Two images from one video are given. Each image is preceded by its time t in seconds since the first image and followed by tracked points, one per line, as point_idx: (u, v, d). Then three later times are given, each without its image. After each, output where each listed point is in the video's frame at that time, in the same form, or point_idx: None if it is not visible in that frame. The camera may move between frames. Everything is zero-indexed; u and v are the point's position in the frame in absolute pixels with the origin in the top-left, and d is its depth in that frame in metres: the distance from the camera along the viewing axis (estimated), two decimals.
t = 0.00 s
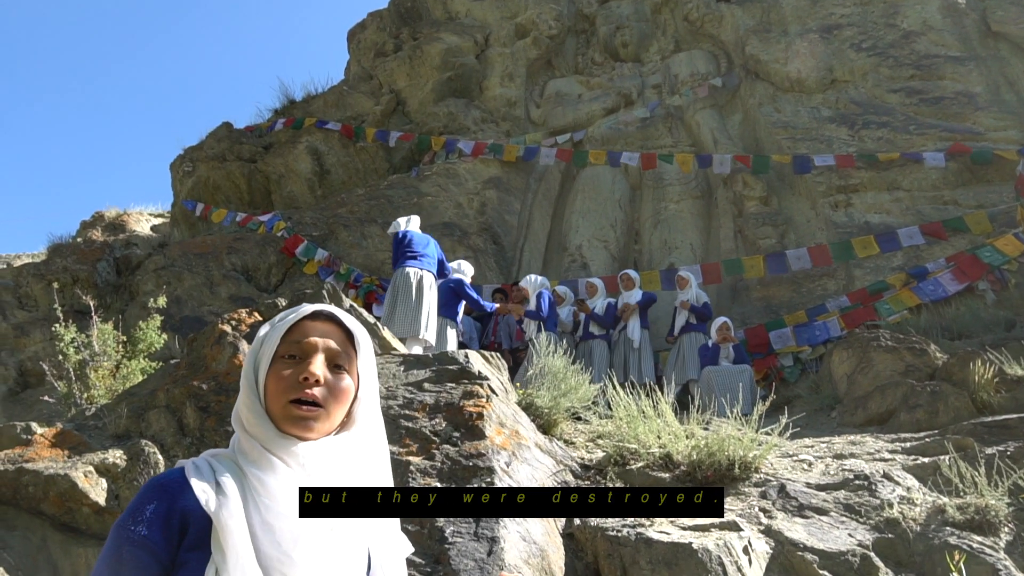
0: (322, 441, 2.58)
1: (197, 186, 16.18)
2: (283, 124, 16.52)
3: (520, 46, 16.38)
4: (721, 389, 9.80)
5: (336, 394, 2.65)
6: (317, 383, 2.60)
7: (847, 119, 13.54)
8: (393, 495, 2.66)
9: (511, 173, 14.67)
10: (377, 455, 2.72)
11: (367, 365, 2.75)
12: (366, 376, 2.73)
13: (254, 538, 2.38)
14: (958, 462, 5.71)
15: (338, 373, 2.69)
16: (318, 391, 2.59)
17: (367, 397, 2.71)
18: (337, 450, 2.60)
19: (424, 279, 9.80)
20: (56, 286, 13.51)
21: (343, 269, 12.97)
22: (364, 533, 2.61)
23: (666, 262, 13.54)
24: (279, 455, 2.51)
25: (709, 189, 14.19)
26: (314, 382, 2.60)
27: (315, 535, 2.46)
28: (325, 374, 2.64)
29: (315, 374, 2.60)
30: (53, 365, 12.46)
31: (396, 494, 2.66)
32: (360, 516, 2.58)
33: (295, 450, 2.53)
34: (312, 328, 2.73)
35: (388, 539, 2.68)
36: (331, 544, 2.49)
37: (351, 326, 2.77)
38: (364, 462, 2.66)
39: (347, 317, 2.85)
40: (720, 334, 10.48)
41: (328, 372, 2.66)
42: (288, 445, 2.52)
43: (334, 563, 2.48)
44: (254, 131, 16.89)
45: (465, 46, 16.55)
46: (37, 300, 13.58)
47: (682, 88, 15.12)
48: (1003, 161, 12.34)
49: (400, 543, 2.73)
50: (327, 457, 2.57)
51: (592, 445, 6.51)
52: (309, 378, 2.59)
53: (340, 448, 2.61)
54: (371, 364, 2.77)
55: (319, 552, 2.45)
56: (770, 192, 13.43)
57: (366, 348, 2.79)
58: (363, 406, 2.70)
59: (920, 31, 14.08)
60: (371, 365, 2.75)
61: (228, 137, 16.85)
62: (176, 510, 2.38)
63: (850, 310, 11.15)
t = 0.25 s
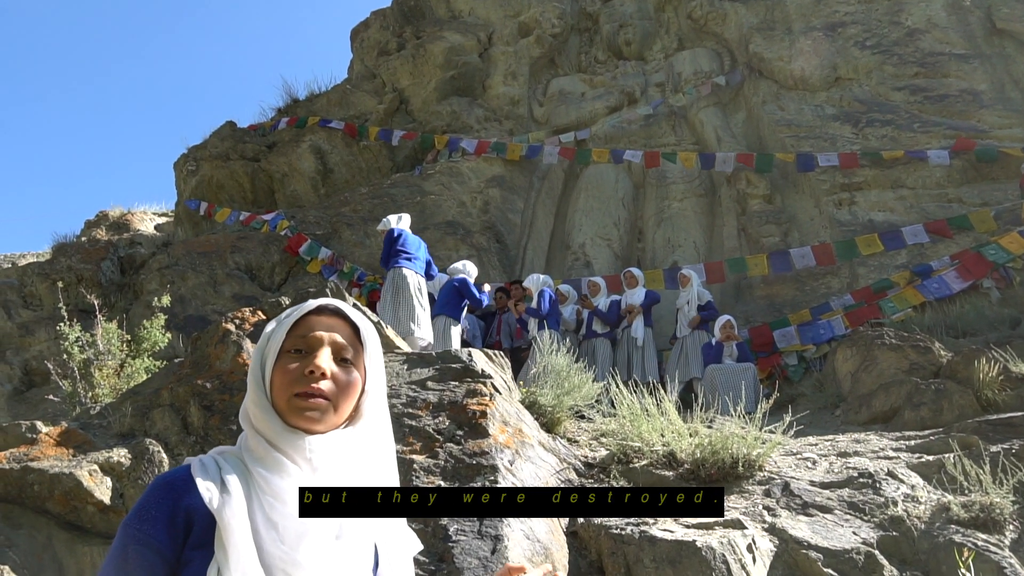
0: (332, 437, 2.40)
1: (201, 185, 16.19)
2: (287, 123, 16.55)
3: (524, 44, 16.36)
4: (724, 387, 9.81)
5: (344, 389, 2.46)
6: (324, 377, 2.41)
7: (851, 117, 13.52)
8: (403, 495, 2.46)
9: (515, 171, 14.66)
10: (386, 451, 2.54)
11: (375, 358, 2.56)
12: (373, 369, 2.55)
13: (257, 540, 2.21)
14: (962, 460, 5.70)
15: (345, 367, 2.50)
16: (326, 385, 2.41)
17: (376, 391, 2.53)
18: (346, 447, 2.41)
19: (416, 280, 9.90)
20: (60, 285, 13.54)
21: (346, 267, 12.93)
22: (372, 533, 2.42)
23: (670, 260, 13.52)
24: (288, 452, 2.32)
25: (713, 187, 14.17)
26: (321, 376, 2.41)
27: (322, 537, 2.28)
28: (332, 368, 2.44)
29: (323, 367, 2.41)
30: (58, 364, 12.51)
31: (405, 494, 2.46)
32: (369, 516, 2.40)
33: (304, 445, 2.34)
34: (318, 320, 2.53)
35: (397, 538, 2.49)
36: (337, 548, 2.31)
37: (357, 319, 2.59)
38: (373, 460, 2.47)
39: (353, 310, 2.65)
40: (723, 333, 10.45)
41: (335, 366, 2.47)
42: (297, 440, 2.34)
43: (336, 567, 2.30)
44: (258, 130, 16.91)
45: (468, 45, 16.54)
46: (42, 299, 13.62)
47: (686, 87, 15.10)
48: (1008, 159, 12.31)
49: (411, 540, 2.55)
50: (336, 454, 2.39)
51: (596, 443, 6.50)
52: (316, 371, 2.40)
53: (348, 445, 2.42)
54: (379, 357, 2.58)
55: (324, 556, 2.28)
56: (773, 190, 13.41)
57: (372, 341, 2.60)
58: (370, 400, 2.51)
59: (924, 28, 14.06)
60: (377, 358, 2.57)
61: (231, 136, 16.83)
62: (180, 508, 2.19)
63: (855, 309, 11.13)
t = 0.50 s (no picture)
0: (346, 438, 2.29)
1: (202, 184, 16.20)
2: (287, 122, 16.56)
3: (524, 43, 16.36)
4: (725, 385, 9.82)
5: (360, 390, 2.33)
6: (339, 378, 2.29)
7: (851, 115, 13.50)
8: (416, 495, 2.32)
9: (515, 170, 14.65)
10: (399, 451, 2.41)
11: (393, 357, 2.43)
12: (390, 367, 2.41)
13: (269, 538, 2.12)
14: (964, 458, 5.70)
15: (362, 366, 2.37)
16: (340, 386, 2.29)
17: (393, 391, 2.39)
18: (361, 448, 2.30)
19: (401, 279, 10.07)
20: (61, 284, 13.54)
21: (347, 266, 12.90)
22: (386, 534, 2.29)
23: (671, 258, 13.51)
24: (303, 452, 2.23)
25: (713, 185, 14.16)
26: (336, 376, 2.29)
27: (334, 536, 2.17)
28: (347, 367, 2.32)
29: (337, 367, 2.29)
30: (59, 364, 12.53)
31: (418, 494, 2.33)
32: (386, 516, 2.27)
33: (318, 447, 2.24)
34: (334, 317, 2.40)
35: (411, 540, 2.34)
36: (349, 550, 2.19)
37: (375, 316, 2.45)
38: (388, 459, 2.35)
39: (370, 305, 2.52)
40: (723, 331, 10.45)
41: (351, 366, 2.34)
42: (311, 441, 2.23)
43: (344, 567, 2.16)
44: (258, 129, 16.91)
45: (469, 43, 16.53)
46: (43, 299, 13.63)
47: (686, 85, 15.08)
48: (1009, 156, 12.29)
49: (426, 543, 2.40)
50: (350, 456, 2.28)
51: (597, 441, 6.50)
52: (330, 372, 2.28)
53: (363, 444, 2.31)
54: (396, 356, 2.44)
55: (337, 555, 2.16)
56: (774, 188, 13.40)
57: (390, 338, 2.46)
58: (387, 398, 2.38)
59: (924, 26, 14.05)
60: (395, 356, 2.43)
61: (232, 135, 16.84)
62: (194, 501, 2.08)
63: (856, 307, 11.12)
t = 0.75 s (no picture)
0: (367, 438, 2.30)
1: (202, 184, 16.19)
2: (287, 121, 16.54)
3: (524, 42, 16.35)
4: (725, 384, 9.82)
5: (382, 390, 2.33)
6: (361, 379, 2.29)
7: (851, 113, 13.50)
8: (422, 495, 2.33)
9: (515, 169, 14.64)
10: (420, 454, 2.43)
11: (414, 357, 2.43)
12: (410, 368, 2.41)
13: (286, 534, 2.11)
14: (963, 456, 5.70)
15: (382, 367, 2.37)
16: (362, 387, 2.29)
17: (415, 391, 2.40)
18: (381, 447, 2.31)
19: (387, 285, 10.29)
20: (61, 284, 13.54)
21: (346, 266, 12.93)
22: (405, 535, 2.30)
23: (671, 257, 13.51)
24: (323, 450, 2.23)
25: (713, 184, 14.16)
26: (358, 377, 2.29)
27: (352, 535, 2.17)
28: (369, 368, 2.32)
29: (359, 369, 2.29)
30: (58, 363, 12.54)
31: (424, 494, 2.33)
32: (387, 516, 2.25)
33: (339, 448, 2.24)
34: (355, 317, 2.40)
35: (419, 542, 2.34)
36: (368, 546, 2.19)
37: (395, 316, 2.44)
38: (406, 460, 2.36)
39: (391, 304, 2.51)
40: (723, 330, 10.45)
41: (372, 366, 2.34)
42: (331, 442, 2.24)
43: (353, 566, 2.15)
44: (258, 129, 16.91)
45: (469, 43, 16.51)
46: (43, 299, 13.62)
47: (686, 84, 15.07)
48: (1009, 155, 12.28)
49: (436, 545, 2.39)
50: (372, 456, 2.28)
51: (596, 440, 6.51)
52: (352, 373, 2.28)
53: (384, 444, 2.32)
54: (417, 355, 2.44)
55: (355, 553, 2.16)
56: (774, 187, 13.39)
57: (410, 338, 2.46)
58: (407, 399, 2.38)
59: (924, 25, 14.05)
60: (415, 356, 2.43)
61: (232, 135, 16.84)
62: (214, 498, 2.09)
63: (856, 305, 11.12)
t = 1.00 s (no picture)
0: (386, 430, 2.38)
1: (199, 183, 16.17)
2: (285, 120, 16.52)
3: (521, 41, 16.36)
4: (723, 383, 9.82)
5: (399, 381, 2.43)
6: (378, 367, 2.40)
7: (849, 113, 13.51)
8: (422, 495, 2.35)
9: (512, 168, 14.64)
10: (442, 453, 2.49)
11: (430, 352, 2.54)
12: (427, 362, 2.51)
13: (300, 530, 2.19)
14: (961, 455, 5.71)
15: (399, 359, 2.48)
16: (379, 375, 2.39)
17: (432, 385, 2.49)
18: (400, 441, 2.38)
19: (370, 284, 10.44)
20: (58, 283, 13.52)
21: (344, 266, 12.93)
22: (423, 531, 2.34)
23: (668, 256, 13.52)
24: (341, 440, 2.32)
25: (711, 184, 14.17)
26: (375, 366, 2.40)
27: (365, 530, 2.24)
28: (385, 358, 2.43)
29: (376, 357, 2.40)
30: (55, 363, 12.52)
31: (424, 494, 2.35)
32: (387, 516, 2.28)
33: (357, 438, 2.33)
34: (372, 314, 2.53)
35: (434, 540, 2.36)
36: (384, 545, 2.25)
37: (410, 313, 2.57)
38: (423, 462, 2.41)
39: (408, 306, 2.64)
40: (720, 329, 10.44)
41: (389, 357, 2.45)
42: (349, 432, 2.32)
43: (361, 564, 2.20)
44: (255, 128, 16.88)
45: (466, 42, 16.51)
46: (40, 298, 13.60)
47: (683, 83, 15.07)
48: (1006, 154, 12.30)
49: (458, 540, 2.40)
50: (389, 449, 2.36)
51: (593, 440, 6.49)
52: (369, 361, 2.39)
53: (403, 440, 2.39)
54: (433, 351, 2.55)
55: (369, 548, 2.22)
56: (772, 186, 13.43)
57: (427, 335, 2.57)
58: (425, 392, 2.47)
59: (922, 24, 14.05)
60: (431, 350, 2.54)
61: (229, 134, 16.82)
62: (231, 494, 2.19)
63: (853, 305, 11.12)
